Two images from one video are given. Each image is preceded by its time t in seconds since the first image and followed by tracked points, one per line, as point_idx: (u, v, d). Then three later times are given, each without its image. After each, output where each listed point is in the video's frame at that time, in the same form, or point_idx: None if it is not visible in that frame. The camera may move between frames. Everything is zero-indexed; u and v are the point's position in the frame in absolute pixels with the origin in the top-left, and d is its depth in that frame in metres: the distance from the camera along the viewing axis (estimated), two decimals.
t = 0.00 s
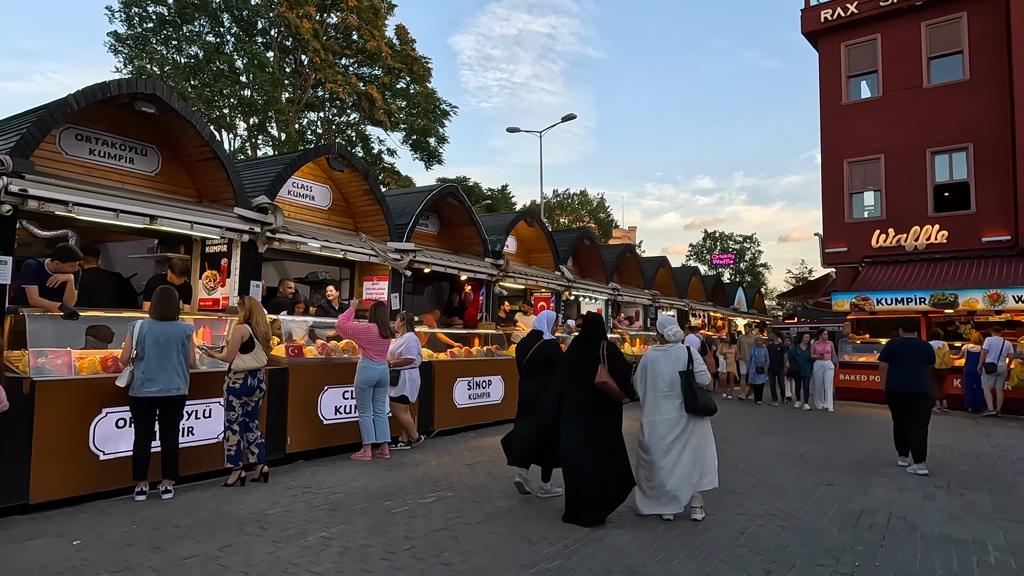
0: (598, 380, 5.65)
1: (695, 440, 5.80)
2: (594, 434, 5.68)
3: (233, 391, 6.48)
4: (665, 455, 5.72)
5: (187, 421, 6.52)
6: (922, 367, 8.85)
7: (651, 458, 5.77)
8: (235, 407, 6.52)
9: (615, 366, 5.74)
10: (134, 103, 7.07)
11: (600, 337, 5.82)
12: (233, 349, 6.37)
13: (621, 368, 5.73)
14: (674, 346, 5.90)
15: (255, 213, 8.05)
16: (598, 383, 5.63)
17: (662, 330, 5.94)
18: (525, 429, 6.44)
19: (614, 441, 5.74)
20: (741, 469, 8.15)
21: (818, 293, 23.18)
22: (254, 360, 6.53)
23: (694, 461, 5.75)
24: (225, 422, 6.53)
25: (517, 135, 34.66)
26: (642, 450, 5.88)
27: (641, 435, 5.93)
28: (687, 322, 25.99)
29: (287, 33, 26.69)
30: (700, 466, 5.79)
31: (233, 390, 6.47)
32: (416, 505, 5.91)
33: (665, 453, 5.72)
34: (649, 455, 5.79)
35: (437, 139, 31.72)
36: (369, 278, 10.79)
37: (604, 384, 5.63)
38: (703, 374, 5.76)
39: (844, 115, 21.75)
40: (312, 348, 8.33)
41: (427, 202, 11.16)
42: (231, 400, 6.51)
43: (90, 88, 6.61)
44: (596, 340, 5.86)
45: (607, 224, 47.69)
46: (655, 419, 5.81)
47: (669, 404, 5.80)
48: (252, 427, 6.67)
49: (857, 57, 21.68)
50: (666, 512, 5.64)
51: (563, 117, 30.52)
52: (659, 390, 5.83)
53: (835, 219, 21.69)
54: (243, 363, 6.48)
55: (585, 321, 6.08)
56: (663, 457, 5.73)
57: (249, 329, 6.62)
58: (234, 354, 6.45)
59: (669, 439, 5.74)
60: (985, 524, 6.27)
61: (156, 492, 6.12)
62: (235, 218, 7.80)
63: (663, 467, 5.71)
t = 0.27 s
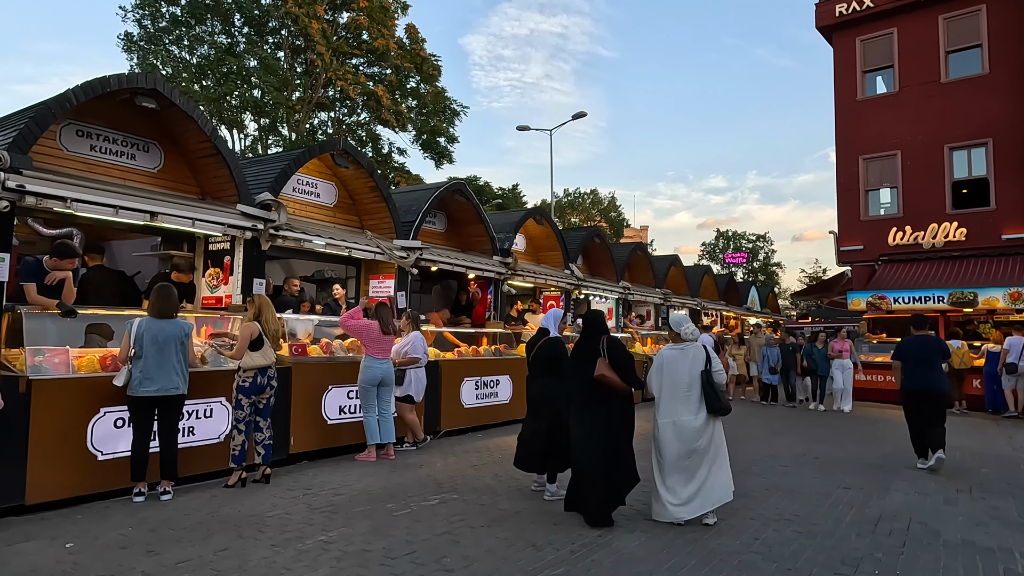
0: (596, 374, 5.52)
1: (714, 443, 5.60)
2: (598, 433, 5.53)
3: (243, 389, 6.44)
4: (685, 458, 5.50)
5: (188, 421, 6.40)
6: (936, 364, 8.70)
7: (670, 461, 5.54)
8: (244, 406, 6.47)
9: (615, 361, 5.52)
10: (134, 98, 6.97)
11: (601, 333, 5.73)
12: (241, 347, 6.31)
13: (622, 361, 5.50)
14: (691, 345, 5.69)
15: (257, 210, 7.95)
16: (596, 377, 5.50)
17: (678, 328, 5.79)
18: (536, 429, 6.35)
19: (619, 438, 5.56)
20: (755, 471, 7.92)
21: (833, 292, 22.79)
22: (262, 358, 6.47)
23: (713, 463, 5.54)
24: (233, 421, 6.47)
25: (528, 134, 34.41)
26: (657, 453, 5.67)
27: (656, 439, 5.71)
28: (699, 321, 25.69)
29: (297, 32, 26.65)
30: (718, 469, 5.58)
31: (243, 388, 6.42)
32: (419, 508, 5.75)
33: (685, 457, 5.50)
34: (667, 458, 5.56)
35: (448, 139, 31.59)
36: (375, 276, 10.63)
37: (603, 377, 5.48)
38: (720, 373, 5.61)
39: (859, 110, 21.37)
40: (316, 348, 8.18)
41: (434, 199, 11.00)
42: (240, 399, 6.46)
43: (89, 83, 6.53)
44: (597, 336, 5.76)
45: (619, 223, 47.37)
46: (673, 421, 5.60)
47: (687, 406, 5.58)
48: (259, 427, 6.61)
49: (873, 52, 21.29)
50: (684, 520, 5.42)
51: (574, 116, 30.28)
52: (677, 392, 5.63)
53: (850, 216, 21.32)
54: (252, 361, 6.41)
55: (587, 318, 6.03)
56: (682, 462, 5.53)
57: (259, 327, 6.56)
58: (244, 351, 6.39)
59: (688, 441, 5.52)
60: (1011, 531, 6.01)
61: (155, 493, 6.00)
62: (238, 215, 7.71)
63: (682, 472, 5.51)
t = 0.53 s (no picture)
0: (600, 376, 5.29)
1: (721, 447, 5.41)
2: (599, 437, 5.34)
3: (246, 391, 6.33)
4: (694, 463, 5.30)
5: (180, 423, 6.24)
6: (950, 367, 8.38)
7: (678, 466, 5.33)
8: (245, 407, 6.34)
9: (620, 362, 5.32)
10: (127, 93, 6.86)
11: (608, 333, 5.53)
12: (243, 348, 6.16)
13: (627, 364, 5.30)
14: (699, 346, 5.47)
15: (255, 207, 7.85)
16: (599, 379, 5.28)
17: (686, 328, 5.55)
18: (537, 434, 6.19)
19: (624, 442, 5.36)
20: (763, 474, 7.70)
21: (844, 292, 22.46)
22: (266, 359, 6.33)
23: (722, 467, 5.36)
24: (233, 422, 6.33)
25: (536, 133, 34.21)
26: (664, 456, 5.46)
27: (662, 442, 5.49)
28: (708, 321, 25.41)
29: (304, 32, 26.54)
30: (726, 472, 5.41)
31: (245, 389, 6.32)
32: (414, 513, 5.57)
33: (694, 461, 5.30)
34: (675, 464, 5.35)
35: (455, 138, 31.45)
36: (376, 276, 10.47)
37: (605, 379, 5.26)
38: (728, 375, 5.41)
39: (870, 107, 21.03)
40: (315, 347, 8.05)
41: (436, 197, 10.85)
42: (242, 400, 6.33)
43: (81, 77, 6.41)
44: (604, 336, 5.56)
45: (627, 223, 47.08)
46: (681, 424, 5.37)
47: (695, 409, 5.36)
48: (258, 428, 6.48)
49: (884, 48, 20.94)
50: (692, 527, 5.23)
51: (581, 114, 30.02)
52: (684, 394, 5.39)
53: (861, 215, 20.99)
54: (255, 362, 6.29)
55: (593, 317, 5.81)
56: (690, 467, 5.32)
57: (260, 327, 6.42)
58: (245, 352, 6.26)
59: (697, 445, 5.32)
60: None
61: (146, 497, 5.88)
62: (234, 212, 7.60)
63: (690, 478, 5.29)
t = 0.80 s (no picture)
0: (613, 385, 5.01)
1: (728, 454, 5.21)
2: (610, 444, 5.13)
3: (241, 392, 6.02)
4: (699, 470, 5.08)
5: (173, 425, 6.10)
6: (966, 371, 8.15)
7: (682, 474, 5.11)
8: (241, 410, 6.06)
9: (634, 371, 5.05)
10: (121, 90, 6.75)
11: (621, 337, 5.25)
12: (242, 349, 5.87)
13: (641, 371, 5.04)
14: (706, 347, 5.26)
15: (252, 206, 7.75)
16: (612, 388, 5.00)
17: (692, 330, 5.29)
18: (538, 435, 5.97)
19: (637, 449, 5.14)
20: (772, 480, 7.48)
21: (856, 292, 22.12)
22: (265, 361, 6.04)
23: (727, 475, 5.16)
24: (228, 424, 6.08)
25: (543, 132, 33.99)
26: (667, 463, 5.24)
27: (665, 448, 5.27)
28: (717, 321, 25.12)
29: (311, 31, 26.45)
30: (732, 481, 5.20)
31: (241, 392, 6.01)
32: (410, 521, 5.40)
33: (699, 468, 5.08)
34: (680, 471, 5.12)
35: (463, 137, 31.32)
36: (377, 275, 10.32)
37: (620, 389, 4.98)
38: (735, 379, 5.22)
39: (883, 104, 20.68)
40: (313, 348, 7.91)
41: (438, 195, 10.69)
42: (238, 402, 6.04)
43: (72, 74, 6.30)
44: (616, 340, 5.29)
45: (636, 222, 46.77)
46: (686, 429, 5.15)
47: (701, 413, 5.14)
48: (254, 431, 6.23)
49: (897, 44, 20.59)
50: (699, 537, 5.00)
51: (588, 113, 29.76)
52: (690, 398, 5.17)
53: (873, 214, 20.65)
54: (254, 364, 6.00)
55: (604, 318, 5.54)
56: (696, 474, 5.09)
57: (261, 327, 6.10)
58: (244, 353, 5.97)
59: (702, 451, 5.11)
60: None
61: (136, 502, 5.74)
62: (230, 211, 7.48)
63: (696, 486, 5.07)
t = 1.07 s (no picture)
0: (618, 387, 4.84)
1: (735, 459, 5.03)
2: (615, 448, 4.96)
3: (236, 394, 5.83)
4: (705, 476, 4.91)
5: (166, 427, 5.99)
6: (981, 370, 7.94)
7: (688, 480, 4.94)
8: (235, 411, 5.88)
9: (641, 373, 4.88)
10: (114, 85, 6.63)
11: (627, 338, 5.08)
12: (237, 349, 5.71)
13: (648, 374, 4.87)
14: (713, 349, 5.08)
15: (249, 203, 7.58)
16: (618, 391, 4.83)
17: (699, 330, 5.13)
18: (541, 438, 5.80)
19: (644, 453, 4.96)
20: (781, 484, 7.28)
21: (865, 292, 21.84)
22: (260, 362, 5.83)
23: (734, 480, 4.99)
24: (222, 426, 5.89)
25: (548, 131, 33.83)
26: (672, 468, 5.08)
27: (670, 452, 5.10)
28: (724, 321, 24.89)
29: (317, 31, 26.36)
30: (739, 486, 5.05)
31: (236, 393, 5.82)
32: (406, 526, 5.24)
33: (706, 474, 4.91)
34: (685, 476, 4.95)
35: (467, 136, 31.17)
36: (378, 274, 10.18)
37: (625, 392, 4.80)
38: (742, 382, 5.04)
39: (892, 102, 20.40)
40: (311, 348, 7.77)
41: (440, 193, 10.55)
42: (232, 404, 5.86)
43: (63, 68, 6.18)
44: (622, 341, 5.12)
45: (643, 222, 46.52)
46: (691, 433, 4.98)
47: (707, 417, 4.97)
48: (250, 433, 6.02)
49: (906, 40, 20.31)
50: (704, 544, 4.83)
51: (594, 111, 29.57)
52: (696, 401, 5.00)
53: (883, 212, 20.37)
54: (248, 364, 5.80)
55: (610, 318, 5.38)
56: (702, 480, 4.92)
57: (256, 327, 5.93)
58: (239, 353, 5.78)
59: (708, 456, 4.94)
60: None
61: (127, 505, 5.62)
62: (226, 209, 7.35)
63: (701, 492, 4.90)
